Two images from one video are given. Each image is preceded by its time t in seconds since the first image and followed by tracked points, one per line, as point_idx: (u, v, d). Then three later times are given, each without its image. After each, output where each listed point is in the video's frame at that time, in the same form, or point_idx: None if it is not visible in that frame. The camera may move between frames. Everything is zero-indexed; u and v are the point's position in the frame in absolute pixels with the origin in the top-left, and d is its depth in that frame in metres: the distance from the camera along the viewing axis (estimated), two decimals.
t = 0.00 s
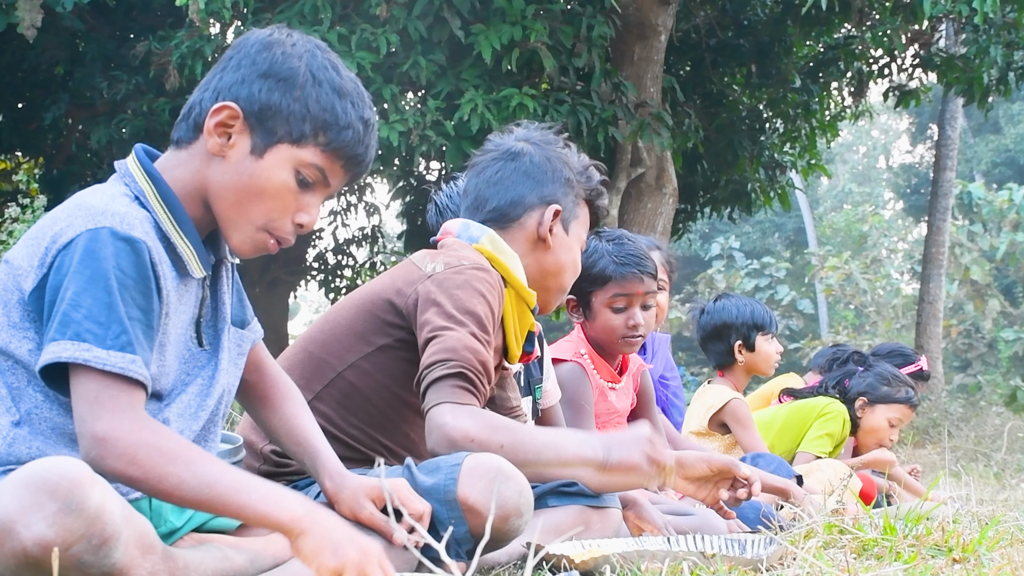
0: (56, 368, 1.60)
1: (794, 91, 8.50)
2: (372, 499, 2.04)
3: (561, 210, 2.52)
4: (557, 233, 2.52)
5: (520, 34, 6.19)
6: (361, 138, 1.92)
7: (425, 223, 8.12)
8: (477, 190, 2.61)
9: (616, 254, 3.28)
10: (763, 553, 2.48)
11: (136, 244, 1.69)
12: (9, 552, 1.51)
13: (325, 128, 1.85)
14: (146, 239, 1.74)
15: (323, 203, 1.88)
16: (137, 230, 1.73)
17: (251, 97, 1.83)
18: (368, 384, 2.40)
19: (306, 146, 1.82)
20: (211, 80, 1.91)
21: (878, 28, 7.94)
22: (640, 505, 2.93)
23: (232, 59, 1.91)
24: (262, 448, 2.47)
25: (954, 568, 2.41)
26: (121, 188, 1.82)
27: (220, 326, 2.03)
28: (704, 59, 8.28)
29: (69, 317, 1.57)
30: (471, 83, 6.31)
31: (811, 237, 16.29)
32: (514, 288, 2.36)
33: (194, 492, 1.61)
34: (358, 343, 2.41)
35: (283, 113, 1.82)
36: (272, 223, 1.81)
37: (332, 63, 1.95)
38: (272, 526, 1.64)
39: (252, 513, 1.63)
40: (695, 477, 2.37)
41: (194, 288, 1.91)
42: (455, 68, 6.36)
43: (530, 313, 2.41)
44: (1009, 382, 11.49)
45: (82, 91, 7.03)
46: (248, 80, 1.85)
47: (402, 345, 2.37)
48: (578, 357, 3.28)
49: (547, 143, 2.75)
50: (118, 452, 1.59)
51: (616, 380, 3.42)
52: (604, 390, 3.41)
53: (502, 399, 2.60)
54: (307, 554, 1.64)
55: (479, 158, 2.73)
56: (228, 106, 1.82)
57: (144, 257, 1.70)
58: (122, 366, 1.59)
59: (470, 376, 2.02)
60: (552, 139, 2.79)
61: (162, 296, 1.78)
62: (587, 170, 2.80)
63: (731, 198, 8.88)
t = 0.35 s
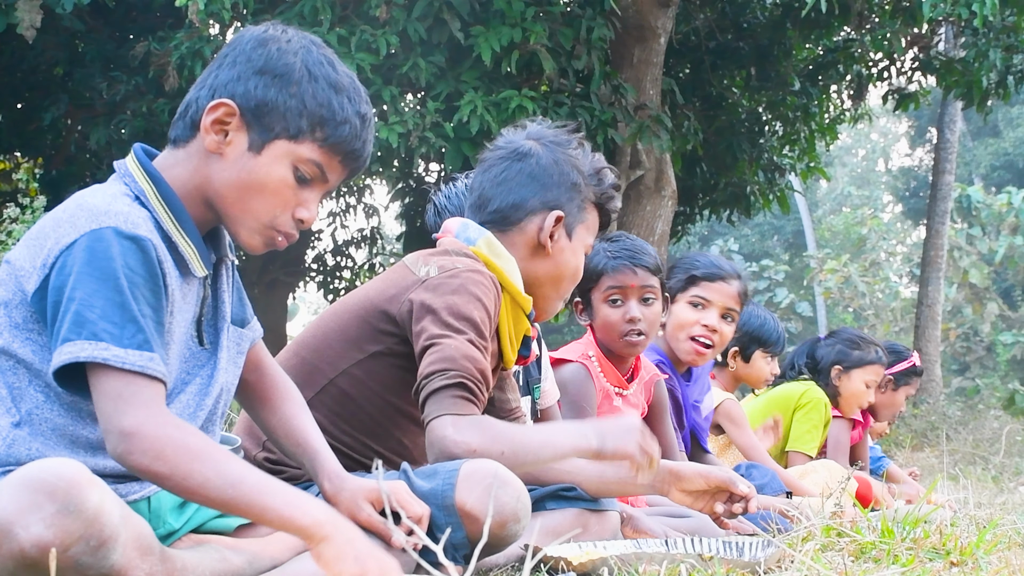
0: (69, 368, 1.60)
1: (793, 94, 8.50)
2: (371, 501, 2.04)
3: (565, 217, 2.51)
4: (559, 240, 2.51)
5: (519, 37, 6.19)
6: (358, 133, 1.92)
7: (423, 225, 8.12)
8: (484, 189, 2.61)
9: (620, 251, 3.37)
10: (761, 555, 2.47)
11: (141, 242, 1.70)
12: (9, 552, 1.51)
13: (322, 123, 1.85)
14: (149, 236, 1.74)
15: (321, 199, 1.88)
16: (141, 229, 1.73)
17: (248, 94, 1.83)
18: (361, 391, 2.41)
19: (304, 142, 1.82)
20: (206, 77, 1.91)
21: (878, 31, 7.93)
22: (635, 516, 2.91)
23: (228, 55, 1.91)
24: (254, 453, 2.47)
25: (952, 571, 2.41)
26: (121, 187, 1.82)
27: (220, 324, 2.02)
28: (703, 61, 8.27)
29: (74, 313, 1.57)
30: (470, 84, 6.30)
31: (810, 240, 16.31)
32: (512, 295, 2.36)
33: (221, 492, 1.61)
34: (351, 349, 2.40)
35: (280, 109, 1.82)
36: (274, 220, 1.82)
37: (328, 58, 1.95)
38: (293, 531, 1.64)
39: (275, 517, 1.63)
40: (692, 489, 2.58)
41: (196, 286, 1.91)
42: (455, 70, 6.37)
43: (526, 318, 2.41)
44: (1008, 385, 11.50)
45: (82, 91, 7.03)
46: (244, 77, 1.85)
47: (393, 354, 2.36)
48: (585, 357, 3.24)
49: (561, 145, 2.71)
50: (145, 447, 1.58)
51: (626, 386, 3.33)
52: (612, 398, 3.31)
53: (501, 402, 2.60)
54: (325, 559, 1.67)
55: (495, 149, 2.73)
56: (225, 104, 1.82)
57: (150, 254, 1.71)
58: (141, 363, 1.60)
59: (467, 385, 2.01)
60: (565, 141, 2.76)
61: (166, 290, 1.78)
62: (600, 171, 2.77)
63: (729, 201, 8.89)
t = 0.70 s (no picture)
0: (60, 361, 1.60)
1: (794, 95, 8.49)
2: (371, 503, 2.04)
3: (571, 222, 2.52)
4: (567, 244, 2.52)
5: (520, 38, 6.19)
6: (362, 137, 1.92)
7: (424, 226, 8.12)
8: (490, 196, 2.61)
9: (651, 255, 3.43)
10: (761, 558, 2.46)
11: (144, 240, 1.70)
12: (8, 552, 1.52)
13: (327, 126, 1.85)
14: (153, 235, 1.74)
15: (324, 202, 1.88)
16: (146, 226, 1.73)
17: (253, 96, 1.83)
18: (366, 397, 2.41)
19: (308, 145, 1.82)
20: (212, 79, 1.91)
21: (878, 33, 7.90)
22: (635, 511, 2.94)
23: (235, 58, 1.91)
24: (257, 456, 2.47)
25: (953, 573, 2.41)
26: (126, 186, 1.82)
27: (223, 326, 2.02)
28: (704, 63, 8.27)
29: (77, 311, 1.58)
30: (471, 86, 6.30)
31: (810, 242, 16.31)
32: (519, 303, 2.36)
33: (196, 473, 1.58)
34: (357, 354, 2.40)
35: (285, 112, 1.82)
36: (275, 220, 1.82)
37: (334, 62, 1.95)
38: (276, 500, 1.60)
39: (256, 490, 1.59)
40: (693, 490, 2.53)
41: (198, 288, 1.91)
42: (456, 71, 6.37)
43: (533, 325, 2.41)
44: (1009, 388, 11.49)
45: (83, 93, 7.04)
46: (250, 78, 1.85)
47: (399, 359, 2.36)
48: (599, 358, 3.21)
49: (565, 146, 2.71)
50: (115, 439, 1.56)
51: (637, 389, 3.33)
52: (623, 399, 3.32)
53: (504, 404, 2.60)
54: (316, 522, 1.62)
55: (497, 154, 2.72)
56: (230, 106, 1.82)
57: (152, 253, 1.70)
58: (124, 361, 1.58)
59: (466, 393, 2.02)
60: (561, 138, 2.74)
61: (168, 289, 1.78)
62: (604, 166, 2.73)
63: (730, 203, 8.90)
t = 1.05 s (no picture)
0: (97, 368, 1.61)
1: (793, 98, 8.49)
2: (370, 504, 2.04)
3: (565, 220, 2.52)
4: (560, 241, 2.52)
5: (520, 40, 6.18)
6: (360, 137, 1.92)
7: (424, 228, 8.11)
8: (483, 194, 2.60)
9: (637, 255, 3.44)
10: (760, 560, 2.46)
11: (158, 242, 1.71)
12: (9, 556, 1.51)
13: (325, 127, 1.85)
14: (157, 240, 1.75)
15: (322, 201, 1.89)
16: (156, 230, 1.73)
17: (251, 97, 1.83)
18: (362, 394, 2.41)
19: (306, 145, 1.82)
20: (208, 80, 1.91)
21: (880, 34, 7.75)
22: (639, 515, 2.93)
23: (231, 59, 1.90)
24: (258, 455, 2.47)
25: None
26: (126, 192, 1.82)
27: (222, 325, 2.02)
28: (704, 65, 8.26)
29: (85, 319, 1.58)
30: (471, 88, 6.31)
31: (809, 243, 16.32)
32: (512, 300, 2.36)
33: (255, 481, 1.61)
34: (354, 353, 2.40)
35: (282, 113, 1.81)
36: (274, 221, 1.82)
37: (330, 62, 1.95)
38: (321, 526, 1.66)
39: (307, 511, 1.65)
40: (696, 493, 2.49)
41: (197, 291, 1.92)
42: (456, 73, 6.38)
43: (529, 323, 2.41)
44: (1008, 390, 11.48)
45: (83, 94, 7.04)
46: (247, 80, 1.85)
47: (392, 359, 2.37)
48: (597, 359, 3.23)
49: (557, 144, 2.71)
50: (185, 431, 1.59)
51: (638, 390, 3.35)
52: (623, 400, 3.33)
53: (501, 406, 2.60)
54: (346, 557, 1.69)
55: (488, 153, 2.72)
56: (227, 107, 1.82)
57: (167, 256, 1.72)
58: (169, 356, 1.61)
59: (464, 395, 2.04)
60: (553, 136, 2.76)
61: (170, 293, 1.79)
62: (595, 164, 2.74)
63: (730, 205, 8.91)
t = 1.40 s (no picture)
0: (62, 361, 1.59)
1: (791, 101, 8.50)
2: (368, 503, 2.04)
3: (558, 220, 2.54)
4: (558, 240, 2.54)
5: (519, 43, 6.18)
6: (365, 145, 1.92)
7: (422, 231, 8.11)
8: (472, 198, 2.60)
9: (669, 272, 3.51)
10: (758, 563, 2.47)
11: (146, 242, 1.70)
12: (3, 557, 1.51)
13: (329, 135, 1.85)
14: (154, 239, 1.74)
15: (324, 209, 1.89)
16: (147, 229, 1.73)
17: (256, 103, 1.83)
18: (373, 395, 2.40)
19: (310, 153, 1.82)
20: (214, 85, 1.91)
21: (876, 39, 7.82)
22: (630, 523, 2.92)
23: (238, 63, 1.91)
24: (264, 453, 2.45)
25: None
26: (127, 191, 1.82)
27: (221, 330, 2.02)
28: (703, 68, 8.30)
29: (79, 312, 1.57)
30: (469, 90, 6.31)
31: (808, 246, 16.34)
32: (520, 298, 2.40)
33: (204, 455, 1.62)
34: (365, 351, 2.41)
35: (287, 120, 1.82)
36: (275, 229, 1.82)
37: (337, 70, 1.95)
38: (285, 481, 1.67)
39: (266, 470, 1.66)
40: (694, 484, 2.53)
41: (197, 293, 1.91)
42: (455, 76, 6.37)
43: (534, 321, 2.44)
44: (1007, 393, 11.48)
45: (82, 96, 7.03)
46: (252, 85, 1.85)
47: (409, 357, 2.37)
48: (604, 364, 3.23)
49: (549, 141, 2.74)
50: (119, 423, 1.57)
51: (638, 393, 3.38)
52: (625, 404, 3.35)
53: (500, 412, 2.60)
54: (322, 504, 1.70)
55: (475, 157, 2.70)
56: (233, 112, 1.82)
57: (154, 255, 1.71)
58: (127, 355, 1.58)
59: (480, 399, 2.08)
60: (535, 134, 2.76)
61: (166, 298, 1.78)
62: (576, 158, 2.75)
63: (728, 208, 8.91)
